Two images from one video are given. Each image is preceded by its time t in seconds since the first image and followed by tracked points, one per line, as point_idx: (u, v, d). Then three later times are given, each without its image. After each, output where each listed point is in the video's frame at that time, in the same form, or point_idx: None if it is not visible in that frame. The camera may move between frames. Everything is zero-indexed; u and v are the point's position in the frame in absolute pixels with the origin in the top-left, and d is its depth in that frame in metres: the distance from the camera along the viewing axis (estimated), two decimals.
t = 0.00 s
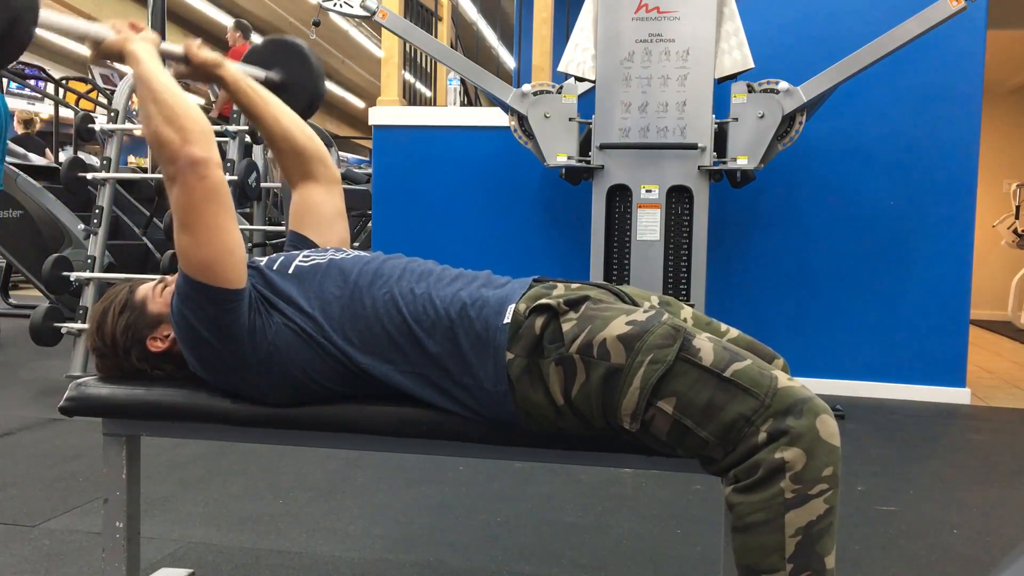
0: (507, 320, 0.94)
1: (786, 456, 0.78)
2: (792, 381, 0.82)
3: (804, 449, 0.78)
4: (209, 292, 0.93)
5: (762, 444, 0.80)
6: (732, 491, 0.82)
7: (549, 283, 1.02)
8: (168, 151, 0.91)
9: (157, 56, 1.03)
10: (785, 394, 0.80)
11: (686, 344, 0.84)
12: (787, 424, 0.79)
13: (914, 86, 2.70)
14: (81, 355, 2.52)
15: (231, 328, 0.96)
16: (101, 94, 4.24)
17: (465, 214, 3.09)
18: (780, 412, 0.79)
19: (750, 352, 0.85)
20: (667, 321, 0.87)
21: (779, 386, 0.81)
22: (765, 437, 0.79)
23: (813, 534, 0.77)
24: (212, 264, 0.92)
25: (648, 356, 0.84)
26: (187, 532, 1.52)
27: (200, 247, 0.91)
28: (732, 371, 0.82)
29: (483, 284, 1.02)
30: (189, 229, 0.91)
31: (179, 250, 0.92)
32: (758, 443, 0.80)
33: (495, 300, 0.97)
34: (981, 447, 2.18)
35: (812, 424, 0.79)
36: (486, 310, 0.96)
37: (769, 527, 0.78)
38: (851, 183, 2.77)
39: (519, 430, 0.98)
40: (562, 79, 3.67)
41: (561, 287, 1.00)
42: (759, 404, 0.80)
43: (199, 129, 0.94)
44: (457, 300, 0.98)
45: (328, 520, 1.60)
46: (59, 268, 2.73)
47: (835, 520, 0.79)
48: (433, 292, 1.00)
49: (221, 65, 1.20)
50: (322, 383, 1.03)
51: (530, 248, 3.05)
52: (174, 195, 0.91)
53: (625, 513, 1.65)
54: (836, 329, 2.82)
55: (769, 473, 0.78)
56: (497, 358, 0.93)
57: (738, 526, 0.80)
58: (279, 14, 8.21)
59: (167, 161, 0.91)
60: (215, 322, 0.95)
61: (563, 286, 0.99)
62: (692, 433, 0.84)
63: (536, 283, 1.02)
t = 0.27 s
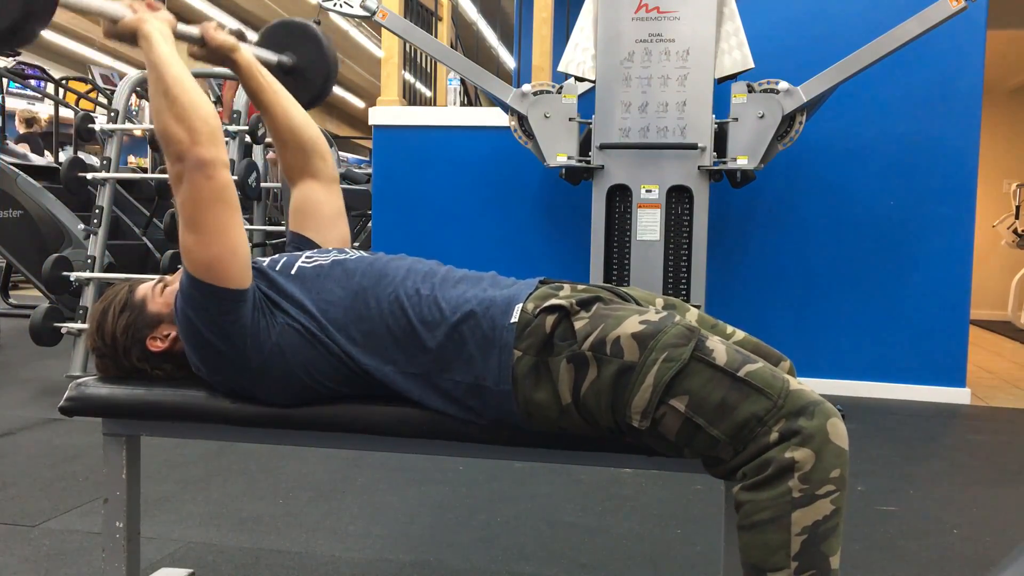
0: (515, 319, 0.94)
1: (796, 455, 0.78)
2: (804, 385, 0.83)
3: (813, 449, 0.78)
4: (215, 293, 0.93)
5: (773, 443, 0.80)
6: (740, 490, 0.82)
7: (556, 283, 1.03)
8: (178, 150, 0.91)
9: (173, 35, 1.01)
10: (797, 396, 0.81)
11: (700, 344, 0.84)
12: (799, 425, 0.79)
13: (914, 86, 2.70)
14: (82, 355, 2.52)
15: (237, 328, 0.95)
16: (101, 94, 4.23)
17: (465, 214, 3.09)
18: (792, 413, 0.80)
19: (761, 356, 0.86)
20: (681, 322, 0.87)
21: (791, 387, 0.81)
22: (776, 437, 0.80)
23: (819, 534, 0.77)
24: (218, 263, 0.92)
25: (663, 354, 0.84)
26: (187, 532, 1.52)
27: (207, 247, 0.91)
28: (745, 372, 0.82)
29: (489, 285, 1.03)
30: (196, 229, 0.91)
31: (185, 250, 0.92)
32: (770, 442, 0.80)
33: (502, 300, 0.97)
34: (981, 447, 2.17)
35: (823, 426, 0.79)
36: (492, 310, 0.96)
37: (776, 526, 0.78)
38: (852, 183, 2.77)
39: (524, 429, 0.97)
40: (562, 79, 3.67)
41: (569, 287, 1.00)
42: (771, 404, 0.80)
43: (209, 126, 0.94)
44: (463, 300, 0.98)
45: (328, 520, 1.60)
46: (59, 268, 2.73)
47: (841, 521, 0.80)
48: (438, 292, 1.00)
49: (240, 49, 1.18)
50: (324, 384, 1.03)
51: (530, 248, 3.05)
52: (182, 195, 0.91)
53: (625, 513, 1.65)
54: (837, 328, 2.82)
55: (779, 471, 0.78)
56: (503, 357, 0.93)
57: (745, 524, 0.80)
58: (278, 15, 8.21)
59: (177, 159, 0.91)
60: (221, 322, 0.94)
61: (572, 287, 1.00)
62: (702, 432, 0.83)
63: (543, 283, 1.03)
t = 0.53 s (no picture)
0: (515, 318, 0.94)
1: (797, 455, 0.78)
2: (804, 385, 0.83)
3: (814, 449, 0.78)
4: (222, 299, 0.93)
5: (773, 444, 0.80)
6: (741, 490, 0.82)
7: (557, 283, 1.03)
8: (176, 164, 0.91)
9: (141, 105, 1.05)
10: (799, 397, 0.81)
11: (700, 345, 0.85)
12: (800, 425, 0.79)
13: (914, 86, 2.70)
14: (82, 355, 2.52)
15: (237, 330, 0.95)
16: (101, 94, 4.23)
17: (465, 214, 3.09)
18: (793, 413, 0.80)
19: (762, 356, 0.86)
20: (681, 323, 0.87)
21: (792, 388, 0.81)
22: (777, 438, 0.80)
23: (819, 534, 0.77)
24: (225, 270, 0.92)
25: (663, 355, 0.84)
26: (187, 532, 1.52)
27: (214, 255, 0.91)
28: (746, 372, 0.82)
29: (489, 278, 1.02)
30: (201, 239, 0.91)
31: (190, 261, 0.91)
32: (770, 442, 0.80)
33: (501, 298, 0.97)
34: (981, 447, 2.18)
35: (824, 426, 0.79)
36: (492, 308, 0.96)
37: (776, 526, 0.78)
38: (852, 183, 2.77)
39: (525, 430, 0.97)
40: (562, 79, 3.67)
41: (569, 286, 1.00)
42: (772, 404, 0.80)
43: (201, 142, 0.94)
44: (462, 296, 0.98)
45: (328, 520, 1.60)
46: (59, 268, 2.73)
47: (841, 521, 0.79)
48: (435, 285, 1.00)
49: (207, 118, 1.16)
50: (326, 382, 1.03)
51: (531, 249, 3.05)
52: (180, 208, 0.91)
53: (625, 513, 1.65)
54: (837, 328, 2.82)
55: (780, 471, 0.79)
56: (502, 357, 0.93)
57: (745, 525, 0.80)
58: (278, 14, 8.21)
59: (174, 174, 0.91)
60: (221, 326, 0.94)
61: (573, 287, 1.00)
62: (703, 433, 0.83)
63: (544, 281, 1.03)
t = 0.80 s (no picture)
0: (513, 317, 0.94)
1: (789, 455, 0.78)
2: (798, 383, 0.83)
3: (806, 449, 0.78)
4: (215, 302, 0.93)
5: (765, 444, 0.80)
6: (735, 490, 0.82)
7: (555, 281, 1.02)
8: (146, 177, 0.90)
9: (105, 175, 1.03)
10: (790, 395, 0.80)
11: (692, 344, 0.84)
12: (792, 424, 0.79)
13: (914, 86, 2.70)
14: (82, 355, 2.52)
15: (233, 331, 0.95)
16: (101, 94, 4.23)
17: (465, 214, 3.09)
18: (785, 413, 0.80)
19: (755, 354, 0.86)
20: (674, 322, 0.87)
21: (784, 386, 0.81)
22: (769, 437, 0.80)
23: (813, 534, 0.77)
24: (214, 271, 0.92)
25: (655, 355, 0.84)
26: (187, 532, 1.52)
27: (201, 257, 0.91)
28: (738, 372, 0.82)
29: (487, 276, 1.03)
30: (186, 244, 0.90)
31: (177, 268, 0.90)
32: (762, 442, 0.80)
33: (501, 296, 0.97)
34: (981, 447, 2.18)
35: (816, 424, 0.79)
36: (491, 307, 0.96)
37: (769, 526, 0.78)
38: (852, 183, 2.77)
39: (524, 429, 0.97)
40: (562, 79, 3.67)
41: (567, 285, 1.00)
42: (764, 404, 0.80)
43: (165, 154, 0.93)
44: (461, 295, 0.98)
45: (329, 520, 1.60)
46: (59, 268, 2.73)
47: (836, 521, 0.79)
48: (433, 284, 1.00)
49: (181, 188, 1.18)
50: (326, 380, 1.03)
51: (530, 249, 3.05)
52: (162, 217, 0.89)
53: (625, 513, 1.65)
54: (836, 328, 2.82)
55: (772, 471, 0.79)
56: (501, 356, 0.93)
57: (739, 525, 0.80)
58: (279, 15, 8.21)
59: (146, 187, 0.90)
60: (219, 328, 0.94)
61: (570, 285, 1.00)
62: (696, 433, 0.84)
63: (543, 280, 1.03)
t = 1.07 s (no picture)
0: (510, 317, 0.94)
1: (781, 457, 0.78)
2: (792, 382, 0.82)
3: (800, 450, 0.78)
4: (207, 307, 0.93)
5: (758, 445, 0.80)
6: (730, 491, 0.82)
7: (553, 281, 1.02)
8: (118, 194, 0.89)
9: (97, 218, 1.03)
10: (783, 395, 0.80)
11: (684, 344, 0.84)
12: (784, 425, 0.79)
13: (914, 86, 2.70)
14: (82, 355, 2.52)
15: (231, 333, 0.95)
16: (101, 94, 4.23)
17: (465, 215, 3.09)
18: (778, 412, 0.80)
19: (749, 353, 0.86)
20: (667, 322, 0.87)
21: (777, 386, 0.81)
22: (761, 438, 0.80)
23: (809, 535, 0.77)
24: (200, 276, 0.91)
25: (647, 356, 0.84)
26: (187, 532, 1.52)
27: (184, 263, 0.90)
28: (730, 372, 0.82)
29: (485, 278, 1.03)
30: (166, 252, 0.89)
31: (163, 277, 0.90)
32: (756, 443, 0.80)
33: (498, 297, 0.97)
34: (981, 446, 2.18)
35: (810, 424, 0.78)
36: (489, 307, 0.96)
37: (764, 528, 0.78)
38: (852, 183, 2.77)
39: (523, 430, 0.98)
40: (562, 79, 3.67)
41: (565, 285, 1.00)
42: (756, 404, 0.80)
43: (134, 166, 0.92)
44: (459, 295, 0.98)
45: (329, 520, 1.60)
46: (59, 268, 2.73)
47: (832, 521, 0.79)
48: (431, 286, 1.00)
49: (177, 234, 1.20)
50: (325, 381, 1.03)
51: (530, 249, 3.05)
52: (138, 230, 0.89)
53: (625, 513, 1.65)
54: (835, 328, 2.82)
55: (765, 473, 0.79)
56: (499, 357, 0.93)
57: (734, 526, 0.81)
58: (279, 14, 8.22)
59: (120, 203, 0.89)
60: (217, 331, 0.94)
61: (568, 286, 1.00)
62: (690, 433, 0.84)
63: (541, 280, 1.03)
